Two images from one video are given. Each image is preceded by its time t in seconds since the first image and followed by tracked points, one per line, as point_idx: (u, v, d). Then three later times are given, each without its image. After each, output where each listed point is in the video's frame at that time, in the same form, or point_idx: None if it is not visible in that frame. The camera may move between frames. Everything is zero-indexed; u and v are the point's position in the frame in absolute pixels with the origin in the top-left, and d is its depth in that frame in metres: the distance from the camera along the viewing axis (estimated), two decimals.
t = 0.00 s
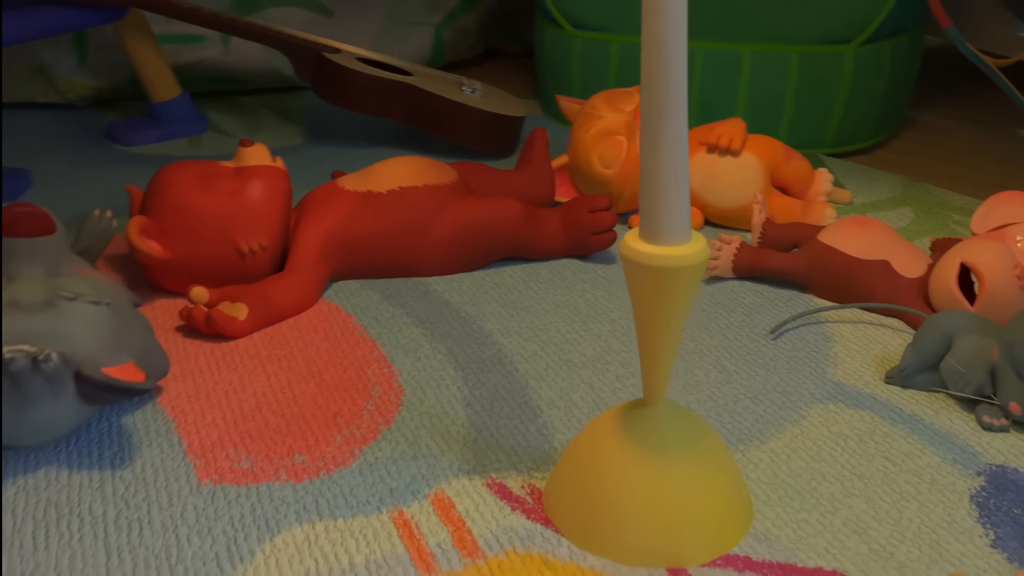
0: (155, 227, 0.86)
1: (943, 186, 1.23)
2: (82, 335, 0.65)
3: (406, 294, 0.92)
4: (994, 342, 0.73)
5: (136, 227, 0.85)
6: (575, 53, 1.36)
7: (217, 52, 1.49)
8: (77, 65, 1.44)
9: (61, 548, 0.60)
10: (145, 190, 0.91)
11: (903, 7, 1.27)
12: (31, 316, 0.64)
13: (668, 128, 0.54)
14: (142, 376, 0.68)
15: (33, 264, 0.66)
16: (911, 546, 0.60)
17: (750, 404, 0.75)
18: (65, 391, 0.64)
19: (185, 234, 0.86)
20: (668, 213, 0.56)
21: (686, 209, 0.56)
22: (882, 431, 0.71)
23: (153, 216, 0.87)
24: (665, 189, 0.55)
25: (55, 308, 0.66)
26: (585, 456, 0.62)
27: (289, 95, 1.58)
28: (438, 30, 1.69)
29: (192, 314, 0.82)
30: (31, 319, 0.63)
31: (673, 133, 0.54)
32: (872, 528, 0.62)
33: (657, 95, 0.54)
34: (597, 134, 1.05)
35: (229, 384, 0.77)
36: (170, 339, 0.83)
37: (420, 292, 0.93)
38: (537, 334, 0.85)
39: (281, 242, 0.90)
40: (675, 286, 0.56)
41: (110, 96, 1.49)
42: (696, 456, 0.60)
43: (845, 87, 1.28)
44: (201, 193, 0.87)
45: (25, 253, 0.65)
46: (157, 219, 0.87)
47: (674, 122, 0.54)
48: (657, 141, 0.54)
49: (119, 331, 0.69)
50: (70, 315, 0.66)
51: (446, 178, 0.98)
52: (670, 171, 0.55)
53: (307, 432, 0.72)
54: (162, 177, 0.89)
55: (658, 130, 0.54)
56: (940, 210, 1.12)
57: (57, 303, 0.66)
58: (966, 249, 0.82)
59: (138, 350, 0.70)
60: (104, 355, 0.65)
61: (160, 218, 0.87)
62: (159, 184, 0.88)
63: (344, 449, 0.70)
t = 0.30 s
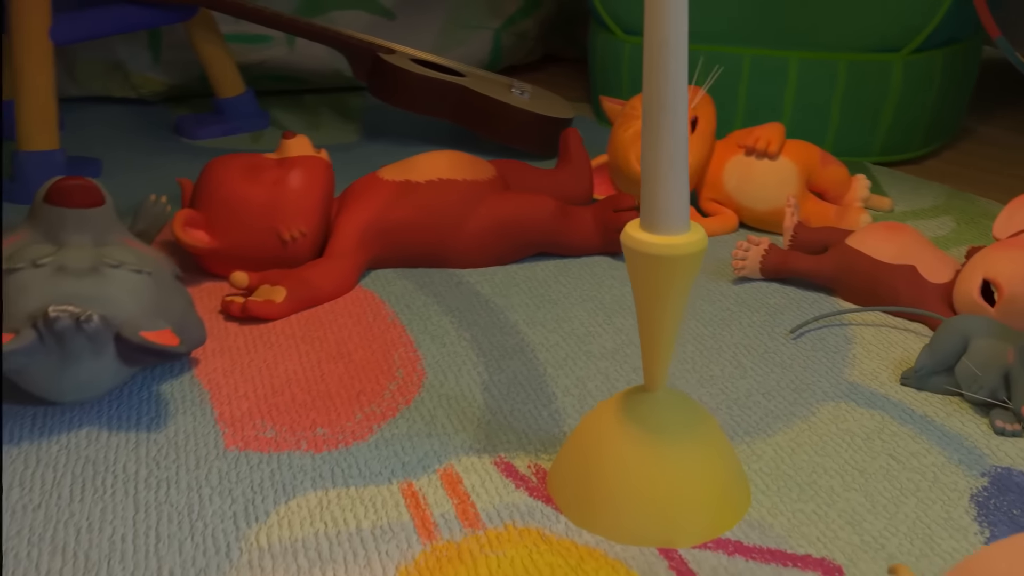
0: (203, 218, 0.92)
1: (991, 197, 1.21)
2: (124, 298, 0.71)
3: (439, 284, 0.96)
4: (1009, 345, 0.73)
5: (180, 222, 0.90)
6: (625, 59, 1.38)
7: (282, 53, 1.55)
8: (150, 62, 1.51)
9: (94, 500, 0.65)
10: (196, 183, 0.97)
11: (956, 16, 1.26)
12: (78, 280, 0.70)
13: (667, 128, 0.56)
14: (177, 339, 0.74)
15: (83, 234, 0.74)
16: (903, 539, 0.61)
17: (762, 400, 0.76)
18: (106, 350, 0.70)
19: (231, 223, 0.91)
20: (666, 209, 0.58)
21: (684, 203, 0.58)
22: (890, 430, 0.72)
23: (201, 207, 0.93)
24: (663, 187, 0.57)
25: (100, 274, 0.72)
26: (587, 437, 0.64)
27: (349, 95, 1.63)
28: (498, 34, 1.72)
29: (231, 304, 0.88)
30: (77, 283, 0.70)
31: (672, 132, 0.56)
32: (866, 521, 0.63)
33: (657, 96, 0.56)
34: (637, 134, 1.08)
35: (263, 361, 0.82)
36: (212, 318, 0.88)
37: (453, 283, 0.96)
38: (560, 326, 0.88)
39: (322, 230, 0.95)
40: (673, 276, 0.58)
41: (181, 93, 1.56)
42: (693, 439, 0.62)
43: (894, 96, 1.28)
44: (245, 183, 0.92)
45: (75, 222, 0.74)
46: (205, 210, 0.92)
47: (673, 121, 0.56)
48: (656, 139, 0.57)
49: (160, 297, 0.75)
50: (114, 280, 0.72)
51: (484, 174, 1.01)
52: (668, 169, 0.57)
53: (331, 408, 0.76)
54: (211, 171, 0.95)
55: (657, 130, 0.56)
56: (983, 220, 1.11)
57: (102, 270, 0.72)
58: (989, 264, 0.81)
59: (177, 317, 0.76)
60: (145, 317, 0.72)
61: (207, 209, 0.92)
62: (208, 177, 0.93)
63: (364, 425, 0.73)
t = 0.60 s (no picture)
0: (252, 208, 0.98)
1: None
2: (166, 272, 0.77)
3: (473, 274, 1.00)
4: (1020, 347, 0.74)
5: (225, 215, 0.95)
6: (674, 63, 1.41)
7: (343, 53, 1.61)
8: (220, 61, 1.59)
9: (131, 456, 0.70)
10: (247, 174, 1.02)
11: (1007, 25, 1.26)
12: (126, 253, 0.76)
13: (668, 121, 0.59)
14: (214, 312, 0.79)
15: (134, 212, 0.80)
16: (893, 527, 0.63)
17: (772, 392, 0.78)
18: (150, 319, 0.76)
19: (276, 212, 0.97)
20: (665, 195, 0.60)
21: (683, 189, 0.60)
22: (896, 425, 0.73)
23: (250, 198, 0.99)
24: (662, 176, 0.60)
25: (147, 248, 0.78)
26: (589, 417, 0.67)
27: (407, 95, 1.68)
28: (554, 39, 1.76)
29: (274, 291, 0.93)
30: (125, 256, 0.76)
31: (671, 123, 0.59)
32: (858, 509, 0.64)
33: (659, 88, 0.59)
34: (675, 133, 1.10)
35: (299, 338, 0.87)
36: (255, 298, 0.94)
37: (486, 273, 1.00)
38: (584, 316, 0.91)
39: (363, 217, 0.99)
40: (670, 262, 0.61)
41: (248, 90, 1.64)
42: (689, 422, 0.65)
43: (941, 105, 1.28)
44: (289, 173, 0.98)
45: (128, 201, 0.80)
46: (253, 201, 0.98)
47: (673, 114, 0.59)
48: (657, 130, 0.60)
49: (201, 273, 0.80)
50: (160, 254, 0.78)
51: (521, 169, 1.05)
52: (667, 157, 0.60)
53: (357, 382, 0.80)
54: (259, 164, 1.00)
55: (657, 121, 0.59)
56: None
57: (149, 245, 0.78)
58: (1011, 272, 0.82)
59: (217, 293, 0.81)
60: (186, 291, 0.78)
61: (255, 199, 0.98)
62: (256, 170, 0.99)
63: (386, 399, 0.77)
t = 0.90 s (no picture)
0: (300, 194, 1.04)
1: None
2: (210, 249, 0.83)
3: (506, 265, 1.04)
4: None
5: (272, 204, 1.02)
6: (720, 68, 1.44)
7: (403, 56, 1.67)
8: (286, 61, 1.66)
9: (170, 416, 0.76)
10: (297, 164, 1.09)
11: None
12: (176, 231, 0.82)
13: (670, 114, 0.63)
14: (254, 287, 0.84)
15: (186, 195, 0.87)
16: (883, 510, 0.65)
17: (781, 381, 0.81)
18: (194, 291, 0.81)
19: (321, 198, 1.03)
20: (667, 183, 0.64)
21: (684, 178, 0.64)
22: (900, 417, 0.75)
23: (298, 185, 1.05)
24: (664, 164, 0.63)
25: (195, 227, 0.84)
26: (594, 394, 0.71)
27: (463, 97, 1.74)
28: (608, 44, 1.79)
29: (316, 272, 0.98)
30: (175, 233, 0.82)
31: (673, 113, 0.62)
32: (851, 492, 0.67)
33: (662, 83, 0.62)
34: (710, 135, 1.12)
35: (336, 317, 0.92)
36: (299, 280, 0.99)
37: (519, 264, 1.04)
38: (609, 306, 0.94)
39: (403, 205, 1.05)
40: (669, 247, 0.64)
41: (311, 89, 1.71)
42: (688, 399, 0.68)
43: (985, 112, 1.28)
44: (336, 162, 1.04)
45: (181, 184, 0.86)
46: (301, 188, 1.04)
47: (675, 105, 0.62)
48: (659, 122, 0.63)
49: (244, 252, 0.86)
50: (206, 233, 0.84)
51: (557, 165, 1.09)
52: (669, 145, 0.63)
53: (385, 358, 0.85)
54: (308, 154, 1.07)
55: (660, 113, 0.63)
56: None
57: (197, 224, 0.84)
58: None
59: (259, 273, 0.87)
60: (229, 268, 0.83)
61: (302, 186, 1.04)
62: (304, 158, 1.06)
63: (410, 375, 0.82)
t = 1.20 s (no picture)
0: (347, 180, 1.11)
1: None
2: (255, 230, 0.89)
3: (539, 256, 1.08)
4: None
5: (320, 190, 1.09)
6: (764, 74, 1.46)
7: (458, 59, 1.72)
8: (346, 61, 1.73)
9: (211, 381, 0.82)
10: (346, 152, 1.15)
11: None
12: (224, 213, 0.88)
13: (674, 106, 0.66)
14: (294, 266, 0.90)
15: (236, 180, 0.93)
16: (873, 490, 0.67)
17: (791, 371, 0.83)
18: (238, 269, 0.87)
19: (365, 184, 1.09)
20: (671, 171, 0.67)
21: (687, 167, 0.67)
22: (903, 407, 0.77)
23: (346, 171, 1.12)
24: (668, 153, 0.67)
25: (241, 209, 0.89)
26: (602, 373, 0.75)
27: (516, 99, 1.78)
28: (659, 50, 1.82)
29: (356, 256, 1.04)
30: (222, 214, 0.88)
31: (678, 104, 0.66)
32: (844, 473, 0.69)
33: (668, 78, 0.66)
34: (743, 139, 1.15)
35: (372, 299, 0.97)
36: (341, 265, 1.05)
37: (551, 255, 1.08)
38: (633, 297, 0.98)
39: (443, 193, 1.10)
40: (673, 233, 0.68)
41: (370, 90, 1.77)
42: (689, 379, 0.71)
43: None
44: (380, 150, 1.10)
45: (230, 169, 0.93)
46: (348, 173, 1.11)
47: (680, 97, 0.66)
48: (665, 113, 0.67)
49: (287, 235, 0.92)
50: (251, 216, 0.89)
51: (592, 162, 1.13)
52: (673, 135, 0.67)
53: (414, 337, 0.90)
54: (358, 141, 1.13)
55: (666, 105, 0.67)
56: None
57: (243, 207, 0.90)
58: None
59: (300, 254, 0.93)
60: (271, 248, 0.89)
61: (350, 172, 1.11)
62: (353, 146, 1.12)
63: (436, 353, 0.87)
